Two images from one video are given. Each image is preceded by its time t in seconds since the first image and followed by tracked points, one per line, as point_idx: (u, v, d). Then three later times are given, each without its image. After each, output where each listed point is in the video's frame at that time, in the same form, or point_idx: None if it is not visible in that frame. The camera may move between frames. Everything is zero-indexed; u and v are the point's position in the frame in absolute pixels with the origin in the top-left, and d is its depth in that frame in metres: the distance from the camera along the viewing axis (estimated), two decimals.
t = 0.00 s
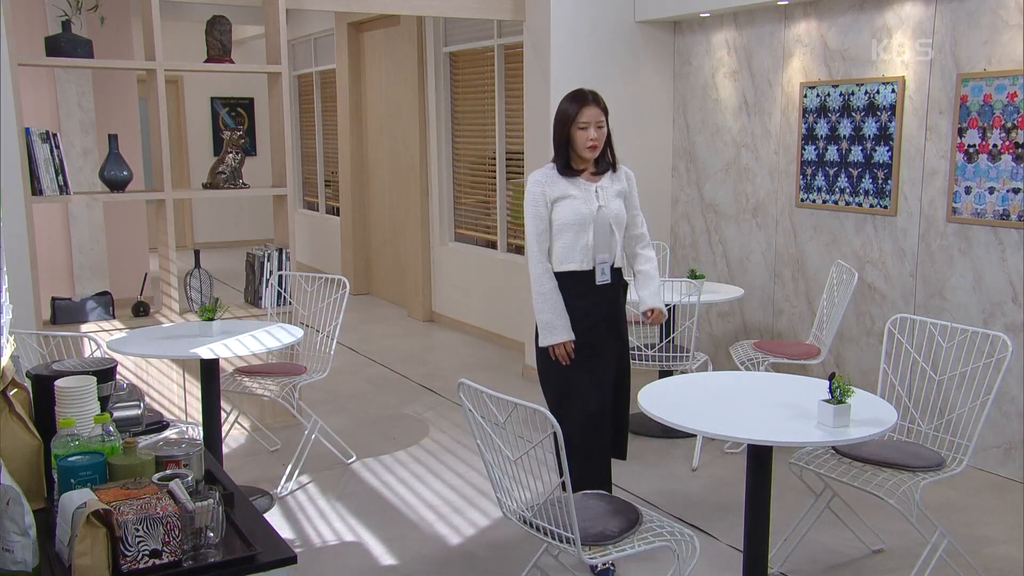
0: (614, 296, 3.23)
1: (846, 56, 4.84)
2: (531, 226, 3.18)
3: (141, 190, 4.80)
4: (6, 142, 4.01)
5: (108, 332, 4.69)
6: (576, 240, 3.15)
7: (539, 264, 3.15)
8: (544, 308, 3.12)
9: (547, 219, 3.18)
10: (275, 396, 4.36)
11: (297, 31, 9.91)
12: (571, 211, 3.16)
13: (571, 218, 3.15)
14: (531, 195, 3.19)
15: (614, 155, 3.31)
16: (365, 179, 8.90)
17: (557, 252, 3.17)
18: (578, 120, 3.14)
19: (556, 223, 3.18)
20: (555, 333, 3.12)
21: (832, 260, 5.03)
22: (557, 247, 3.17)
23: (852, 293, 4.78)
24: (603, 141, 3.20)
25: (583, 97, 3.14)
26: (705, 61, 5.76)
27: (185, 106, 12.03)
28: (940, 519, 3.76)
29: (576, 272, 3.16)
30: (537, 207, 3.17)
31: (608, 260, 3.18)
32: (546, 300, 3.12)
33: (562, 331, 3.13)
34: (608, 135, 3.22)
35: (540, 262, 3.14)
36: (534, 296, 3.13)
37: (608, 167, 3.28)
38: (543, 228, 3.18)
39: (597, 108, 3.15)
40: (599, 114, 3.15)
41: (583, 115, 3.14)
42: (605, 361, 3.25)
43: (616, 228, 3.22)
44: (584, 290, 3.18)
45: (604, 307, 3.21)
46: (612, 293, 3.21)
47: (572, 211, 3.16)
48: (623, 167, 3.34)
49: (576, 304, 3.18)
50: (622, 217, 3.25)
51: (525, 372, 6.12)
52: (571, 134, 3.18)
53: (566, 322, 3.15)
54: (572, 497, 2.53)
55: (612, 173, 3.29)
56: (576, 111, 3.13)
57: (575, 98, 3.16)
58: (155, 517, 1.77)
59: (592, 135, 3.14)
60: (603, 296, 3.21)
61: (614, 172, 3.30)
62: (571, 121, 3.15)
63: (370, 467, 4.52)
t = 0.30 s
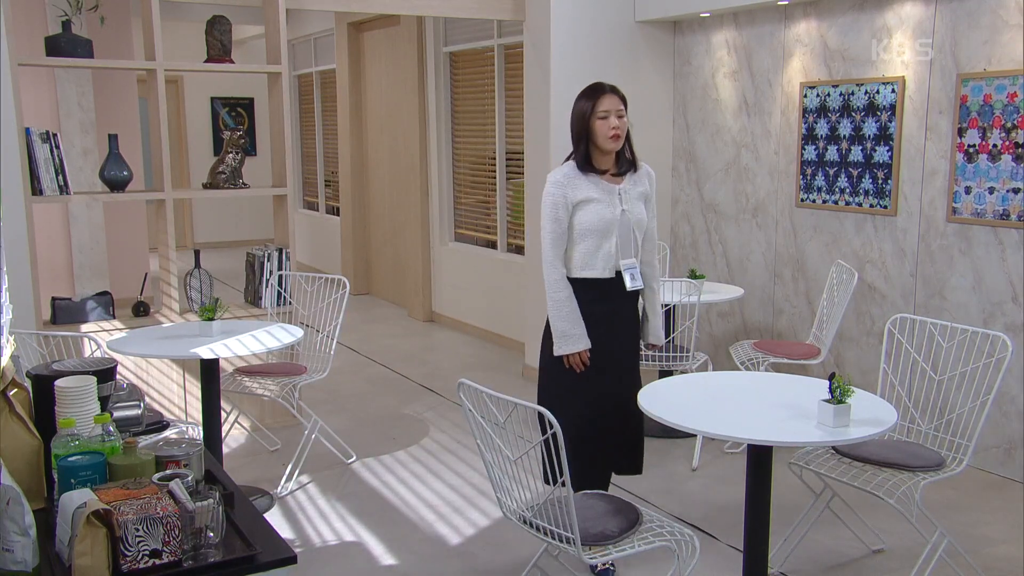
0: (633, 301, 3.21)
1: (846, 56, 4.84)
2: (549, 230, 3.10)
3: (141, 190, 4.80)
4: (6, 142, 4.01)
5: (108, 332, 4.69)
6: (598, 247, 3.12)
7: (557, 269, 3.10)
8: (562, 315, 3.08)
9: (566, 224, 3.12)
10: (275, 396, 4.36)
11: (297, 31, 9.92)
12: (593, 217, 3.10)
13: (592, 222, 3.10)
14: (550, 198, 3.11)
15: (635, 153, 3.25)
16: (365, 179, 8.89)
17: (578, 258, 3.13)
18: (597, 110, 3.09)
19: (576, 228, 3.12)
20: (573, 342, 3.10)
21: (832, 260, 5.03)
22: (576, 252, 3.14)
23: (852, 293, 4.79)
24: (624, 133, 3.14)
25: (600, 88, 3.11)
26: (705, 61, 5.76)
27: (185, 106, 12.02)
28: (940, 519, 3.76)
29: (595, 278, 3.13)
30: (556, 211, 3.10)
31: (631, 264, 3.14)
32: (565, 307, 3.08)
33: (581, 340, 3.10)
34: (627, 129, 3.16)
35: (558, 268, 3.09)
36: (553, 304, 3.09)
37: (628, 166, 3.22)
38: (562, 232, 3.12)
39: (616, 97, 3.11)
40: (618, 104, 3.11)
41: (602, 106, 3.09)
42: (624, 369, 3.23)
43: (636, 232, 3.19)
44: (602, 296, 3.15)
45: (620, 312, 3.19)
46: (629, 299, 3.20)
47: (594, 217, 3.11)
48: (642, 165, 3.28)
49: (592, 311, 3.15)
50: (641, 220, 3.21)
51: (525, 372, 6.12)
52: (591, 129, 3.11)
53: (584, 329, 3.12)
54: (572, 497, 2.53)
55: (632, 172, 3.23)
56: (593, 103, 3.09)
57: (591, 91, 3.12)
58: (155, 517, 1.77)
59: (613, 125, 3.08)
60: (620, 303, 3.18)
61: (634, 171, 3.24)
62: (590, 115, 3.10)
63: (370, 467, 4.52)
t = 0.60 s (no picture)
0: (640, 306, 3.22)
1: (846, 56, 4.84)
2: (558, 233, 3.11)
3: (141, 190, 4.80)
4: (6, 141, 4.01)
5: (108, 332, 4.69)
6: (607, 253, 3.13)
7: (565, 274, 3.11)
8: (568, 319, 3.09)
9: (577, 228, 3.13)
10: (275, 395, 4.37)
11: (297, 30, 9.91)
12: (603, 222, 3.11)
13: (602, 228, 3.11)
14: (561, 201, 3.12)
15: (648, 156, 3.25)
16: (365, 178, 8.89)
17: (587, 263, 3.15)
18: (617, 109, 3.09)
19: (586, 233, 3.14)
20: (580, 347, 3.10)
21: (832, 259, 5.03)
22: (585, 256, 3.15)
23: (852, 293, 4.79)
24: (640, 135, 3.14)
25: (621, 86, 3.10)
26: (705, 61, 5.76)
27: (184, 106, 12.02)
28: (941, 519, 3.76)
29: (602, 284, 3.14)
30: (567, 214, 3.11)
31: (636, 271, 3.17)
32: (572, 312, 3.09)
33: (587, 345, 3.11)
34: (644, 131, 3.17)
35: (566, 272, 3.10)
36: (559, 308, 3.10)
37: (641, 169, 3.23)
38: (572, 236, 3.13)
39: (636, 97, 3.11)
40: (638, 104, 3.11)
41: (621, 104, 3.09)
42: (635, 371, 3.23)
43: (645, 237, 3.20)
44: (609, 302, 3.16)
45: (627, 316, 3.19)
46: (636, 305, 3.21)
47: (604, 222, 3.12)
48: (654, 168, 3.29)
49: (598, 316, 3.16)
50: (650, 226, 3.23)
51: (525, 371, 6.12)
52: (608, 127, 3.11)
53: (591, 334, 3.13)
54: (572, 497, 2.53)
55: (644, 175, 3.24)
56: (614, 101, 3.09)
57: (612, 89, 3.11)
58: (155, 517, 1.77)
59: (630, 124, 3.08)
60: (628, 308, 3.18)
61: (646, 175, 3.25)
62: (609, 112, 3.10)
63: (370, 467, 4.52)
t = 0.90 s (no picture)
0: (650, 307, 3.20)
1: (846, 55, 4.84)
2: (568, 230, 3.17)
3: (141, 190, 4.80)
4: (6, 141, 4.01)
5: (108, 331, 4.69)
6: (615, 251, 3.13)
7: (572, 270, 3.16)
8: (570, 315, 3.13)
9: (587, 225, 3.16)
10: (275, 394, 4.37)
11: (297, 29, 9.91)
12: (612, 221, 3.13)
13: (611, 227, 3.12)
14: (573, 199, 3.17)
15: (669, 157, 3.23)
16: (365, 178, 8.89)
17: (596, 260, 3.17)
18: (631, 108, 3.09)
19: (596, 230, 3.16)
20: (580, 343, 3.13)
21: (832, 259, 5.03)
22: (595, 254, 3.17)
23: (852, 292, 4.79)
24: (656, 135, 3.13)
25: (638, 86, 3.10)
26: (706, 61, 5.76)
27: (184, 106, 12.02)
28: (941, 518, 3.76)
29: (609, 282, 3.15)
30: (577, 212, 3.16)
31: (642, 273, 3.15)
32: (575, 308, 3.13)
33: (588, 340, 3.13)
34: (662, 130, 3.15)
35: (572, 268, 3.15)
36: (563, 303, 3.15)
37: (659, 170, 3.21)
38: (582, 233, 3.17)
39: (652, 97, 3.09)
40: (654, 104, 3.09)
41: (637, 104, 3.09)
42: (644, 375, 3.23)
43: (659, 237, 3.16)
44: (616, 301, 3.16)
45: (632, 315, 3.18)
46: (647, 306, 3.19)
47: (613, 221, 3.13)
48: (675, 170, 3.25)
49: (606, 314, 3.17)
50: (668, 227, 3.19)
51: (525, 371, 6.13)
52: (623, 126, 3.13)
53: (594, 330, 3.15)
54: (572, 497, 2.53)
55: (662, 176, 3.22)
56: (630, 99, 3.09)
57: (630, 88, 3.12)
58: (155, 516, 1.77)
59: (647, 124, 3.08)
60: (634, 308, 3.18)
61: (665, 175, 3.23)
62: (625, 111, 3.11)
63: (370, 467, 4.52)
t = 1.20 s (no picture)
0: (664, 305, 3.19)
1: (846, 55, 4.84)
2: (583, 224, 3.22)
3: (141, 189, 4.80)
4: (6, 140, 4.01)
5: (108, 331, 4.69)
6: (626, 247, 3.15)
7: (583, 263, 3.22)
8: (579, 309, 3.19)
9: (601, 219, 3.20)
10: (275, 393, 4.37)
11: (297, 29, 9.91)
12: (624, 216, 3.15)
13: (622, 221, 3.14)
14: (588, 194, 3.22)
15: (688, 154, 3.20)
16: (365, 177, 8.89)
17: (609, 255, 3.20)
18: (648, 106, 3.09)
19: (609, 225, 3.19)
20: (585, 336, 3.18)
21: (832, 258, 5.03)
22: (608, 248, 3.20)
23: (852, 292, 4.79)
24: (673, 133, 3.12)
25: (658, 83, 3.09)
26: (706, 60, 5.76)
27: (184, 106, 12.02)
28: (940, 518, 3.77)
29: (620, 277, 3.17)
30: (591, 206, 3.20)
31: (663, 268, 3.14)
32: (582, 301, 3.19)
33: (592, 334, 3.18)
34: (680, 127, 3.13)
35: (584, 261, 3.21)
36: (573, 296, 3.22)
37: (677, 167, 3.19)
38: (596, 227, 3.22)
39: (670, 95, 3.08)
40: (672, 102, 3.07)
41: (655, 101, 3.08)
42: (654, 373, 3.21)
43: (673, 235, 3.15)
44: (626, 297, 3.17)
45: (643, 313, 3.17)
46: (661, 304, 3.18)
47: (625, 216, 3.15)
48: (694, 167, 3.22)
49: (618, 314, 3.18)
50: (683, 223, 3.17)
51: (525, 370, 6.13)
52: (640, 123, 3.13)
53: (600, 323, 3.19)
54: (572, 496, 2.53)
55: (680, 172, 3.20)
56: (648, 96, 3.09)
57: (649, 85, 3.12)
58: (155, 515, 1.77)
59: (662, 122, 3.06)
60: (647, 306, 3.17)
61: (684, 171, 3.21)
62: (642, 108, 3.11)
63: (370, 466, 4.52)
